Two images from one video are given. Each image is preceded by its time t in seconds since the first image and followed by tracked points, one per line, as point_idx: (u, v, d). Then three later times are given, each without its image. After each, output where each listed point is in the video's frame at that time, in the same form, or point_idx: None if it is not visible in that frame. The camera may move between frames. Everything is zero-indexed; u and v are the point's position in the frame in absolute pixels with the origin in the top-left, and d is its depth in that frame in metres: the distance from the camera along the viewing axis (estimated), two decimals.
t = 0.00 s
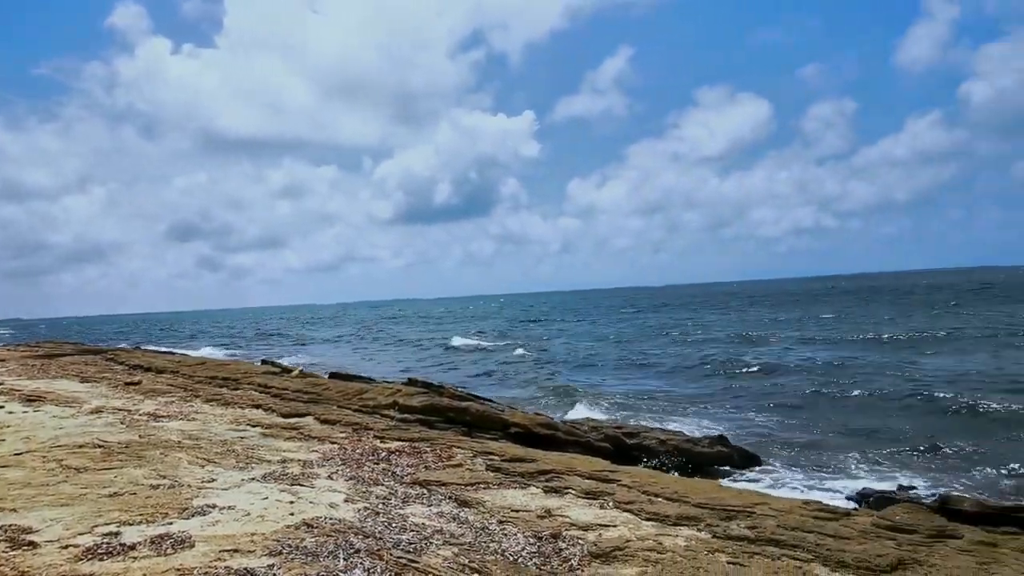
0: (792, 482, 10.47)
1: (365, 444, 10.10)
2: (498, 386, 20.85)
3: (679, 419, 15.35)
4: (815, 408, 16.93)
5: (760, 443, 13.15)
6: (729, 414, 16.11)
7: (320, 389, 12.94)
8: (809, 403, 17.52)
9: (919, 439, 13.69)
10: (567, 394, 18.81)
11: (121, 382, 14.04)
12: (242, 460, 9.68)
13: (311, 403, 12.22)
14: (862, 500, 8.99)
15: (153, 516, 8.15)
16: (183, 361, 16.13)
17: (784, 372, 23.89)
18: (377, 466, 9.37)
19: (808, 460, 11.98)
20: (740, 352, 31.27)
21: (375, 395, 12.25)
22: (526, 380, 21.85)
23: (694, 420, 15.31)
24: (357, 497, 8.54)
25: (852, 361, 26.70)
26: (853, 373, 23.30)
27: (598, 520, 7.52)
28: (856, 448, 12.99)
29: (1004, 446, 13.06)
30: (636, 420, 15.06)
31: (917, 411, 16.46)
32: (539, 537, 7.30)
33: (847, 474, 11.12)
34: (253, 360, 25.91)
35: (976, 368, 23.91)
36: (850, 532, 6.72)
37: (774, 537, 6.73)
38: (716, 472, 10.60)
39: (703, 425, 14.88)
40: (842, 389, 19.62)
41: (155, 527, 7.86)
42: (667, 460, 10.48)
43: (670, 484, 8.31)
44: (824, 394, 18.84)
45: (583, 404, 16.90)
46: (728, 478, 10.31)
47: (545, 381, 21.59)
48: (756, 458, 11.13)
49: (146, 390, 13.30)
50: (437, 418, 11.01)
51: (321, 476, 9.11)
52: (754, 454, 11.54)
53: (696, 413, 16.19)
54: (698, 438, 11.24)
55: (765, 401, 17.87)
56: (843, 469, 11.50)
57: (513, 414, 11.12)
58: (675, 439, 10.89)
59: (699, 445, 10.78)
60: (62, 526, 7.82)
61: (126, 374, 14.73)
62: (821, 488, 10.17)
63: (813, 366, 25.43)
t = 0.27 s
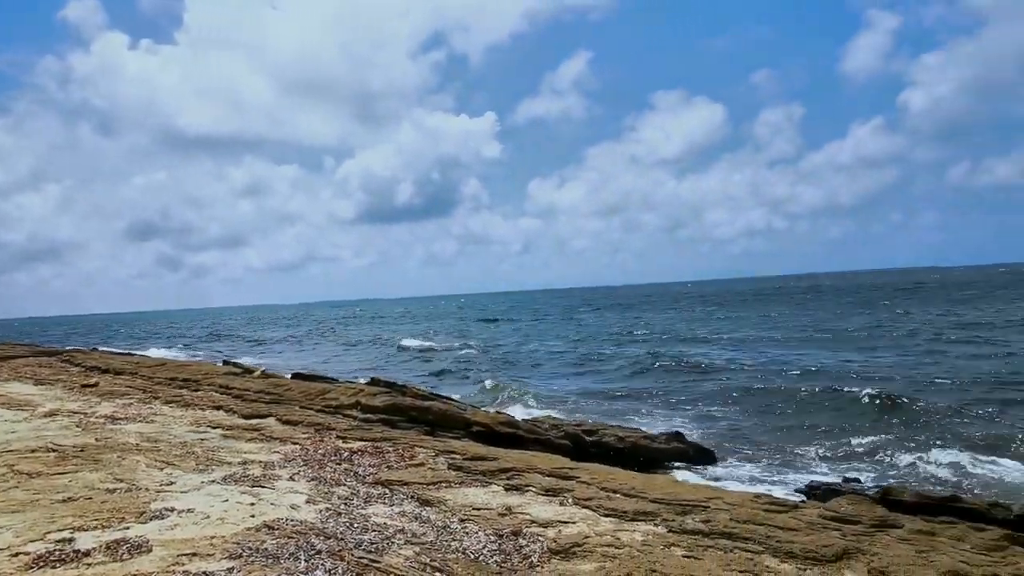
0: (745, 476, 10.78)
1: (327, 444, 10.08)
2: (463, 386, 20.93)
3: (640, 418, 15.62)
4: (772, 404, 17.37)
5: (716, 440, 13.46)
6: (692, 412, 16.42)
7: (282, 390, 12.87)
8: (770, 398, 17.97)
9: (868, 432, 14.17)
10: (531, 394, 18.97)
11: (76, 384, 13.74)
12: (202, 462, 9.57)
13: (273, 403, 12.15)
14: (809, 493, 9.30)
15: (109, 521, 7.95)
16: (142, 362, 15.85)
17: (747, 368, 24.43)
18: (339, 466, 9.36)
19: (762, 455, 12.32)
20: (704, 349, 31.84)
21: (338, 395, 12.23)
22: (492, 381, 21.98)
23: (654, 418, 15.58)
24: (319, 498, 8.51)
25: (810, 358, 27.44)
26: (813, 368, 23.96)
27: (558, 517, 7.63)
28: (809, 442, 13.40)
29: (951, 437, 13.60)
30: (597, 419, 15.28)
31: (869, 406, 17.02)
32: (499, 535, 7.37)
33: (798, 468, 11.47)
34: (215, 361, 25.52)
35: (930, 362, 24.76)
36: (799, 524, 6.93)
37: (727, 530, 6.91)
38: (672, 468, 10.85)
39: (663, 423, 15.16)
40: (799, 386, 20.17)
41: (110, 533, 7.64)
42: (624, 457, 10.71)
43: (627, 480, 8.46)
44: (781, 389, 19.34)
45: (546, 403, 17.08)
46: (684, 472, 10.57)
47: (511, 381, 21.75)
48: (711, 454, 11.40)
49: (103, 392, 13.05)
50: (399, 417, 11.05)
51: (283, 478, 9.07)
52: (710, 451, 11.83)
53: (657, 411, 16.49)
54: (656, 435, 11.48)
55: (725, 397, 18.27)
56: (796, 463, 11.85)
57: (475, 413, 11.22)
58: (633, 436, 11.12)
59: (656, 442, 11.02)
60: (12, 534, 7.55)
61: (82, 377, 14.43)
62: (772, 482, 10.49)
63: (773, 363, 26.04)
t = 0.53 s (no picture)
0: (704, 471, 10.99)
1: (291, 445, 10.03)
2: (431, 386, 20.94)
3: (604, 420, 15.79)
4: (734, 400, 17.72)
5: (677, 438, 13.69)
6: (659, 411, 16.63)
7: (246, 391, 12.76)
8: (734, 395, 18.30)
9: (824, 426, 14.54)
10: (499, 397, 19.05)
11: (32, 386, 13.42)
12: (164, 465, 9.44)
13: (237, 404, 12.04)
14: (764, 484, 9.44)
15: (65, 526, 7.71)
16: (102, 364, 15.54)
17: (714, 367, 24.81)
18: (304, 467, 9.32)
19: (721, 451, 12.57)
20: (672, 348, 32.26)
21: (303, 395, 12.18)
22: (460, 381, 22.02)
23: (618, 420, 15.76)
24: (283, 500, 8.45)
25: (774, 355, 28.02)
26: (779, 366, 24.41)
27: (521, 515, 7.69)
28: (766, 437, 13.70)
29: (902, 429, 14.04)
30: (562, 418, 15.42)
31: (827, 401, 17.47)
32: (463, 534, 7.41)
33: (758, 464, 11.68)
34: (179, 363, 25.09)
35: (891, 357, 25.39)
36: (753, 517, 7.10)
37: (685, 524, 7.05)
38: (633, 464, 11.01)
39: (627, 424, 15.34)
40: (760, 383, 20.59)
41: (65, 540, 7.40)
42: (587, 454, 10.85)
43: (589, 477, 8.57)
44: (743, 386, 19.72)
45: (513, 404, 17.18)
46: (646, 469, 10.70)
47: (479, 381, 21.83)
48: (671, 449, 11.56)
49: (61, 394, 12.77)
50: (364, 417, 11.04)
51: (246, 480, 8.99)
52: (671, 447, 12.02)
53: (621, 412, 16.69)
54: (618, 432, 11.64)
55: (689, 394, 18.56)
56: (755, 459, 12.08)
57: (440, 412, 11.27)
58: (595, 433, 11.27)
59: (617, 439, 11.18)
60: None
61: (39, 379, 14.09)
62: (730, 476, 10.71)
63: (738, 361, 26.52)
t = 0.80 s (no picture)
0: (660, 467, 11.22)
1: (251, 447, 9.96)
2: (396, 386, 20.89)
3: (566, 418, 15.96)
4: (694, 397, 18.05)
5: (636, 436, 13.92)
6: (622, 409, 16.88)
7: (206, 392, 12.61)
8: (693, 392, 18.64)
9: (778, 422, 14.93)
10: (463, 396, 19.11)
11: None
12: (120, 469, 9.27)
13: (195, 406, 11.89)
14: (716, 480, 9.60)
15: (13, 534, 7.48)
16: (55, 366, 15.16)
17: (677, 364, 25.20)
18: (264, 469, 9.25)
19: (678, 448, 12.83)
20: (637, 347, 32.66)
21: (264, 396, 12.09)
22: (425, 381, 22.01)
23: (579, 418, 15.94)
24: (242, 502, 8.37)
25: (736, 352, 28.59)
26: (740, 363, 24.90)
27: (481, 513, 7.76)
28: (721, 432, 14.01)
29: (851, 424, 14.50)
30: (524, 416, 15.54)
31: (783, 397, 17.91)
32: (424, 533, 7.44)
33: (713, 459, 11.97)
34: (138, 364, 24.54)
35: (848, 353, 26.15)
36: (705, 511, 7.28)
37: (640, 519, 7.19)
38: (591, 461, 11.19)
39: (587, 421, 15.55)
40: (720, 380, 21.02)
41: (14, 548, 7.17)
42: (546, 452, 11.00)
43: (548, 475, 8.69)
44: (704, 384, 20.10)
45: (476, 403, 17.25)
46: (603, 466, 10.90)
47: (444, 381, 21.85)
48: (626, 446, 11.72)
49: (11, 397, 12.43)
50: (326, 418, 11.02)
51: (205, 482, 8.90)
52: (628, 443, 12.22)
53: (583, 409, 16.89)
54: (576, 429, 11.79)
55: (650, 391, 18.84)
56: (711, 454, 12.36)
57: (402, 412, 11.30)
58: (554, 431, 11.41)
59: (575, 436, 11.33)
60: None
61: None
62: (685, 471, 10.95)
63: (700, 359, 26.99)
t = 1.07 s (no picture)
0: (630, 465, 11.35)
1: (222, 448, 9.89)
2: (370, 386, 20.80)
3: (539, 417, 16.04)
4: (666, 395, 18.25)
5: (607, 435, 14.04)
6: (595, 408, 17.00)
7: (176, 393, 12.48)
8: (666, 391, 18.86)
9: (747, 419, 15.17)
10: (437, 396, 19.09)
11: None
12: (87, 472, 9.14)
13: (165, 407, 11.76)
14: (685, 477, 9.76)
15: None
16: (20, 368, 14.86)
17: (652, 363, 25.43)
18: (235, 470, 9.20)
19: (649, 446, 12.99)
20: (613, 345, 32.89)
21: (235, 398, 12.00)
22: (400, 381, 21.95)
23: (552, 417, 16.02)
24: (213, 504, 8.31)
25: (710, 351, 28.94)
26: (713, 361, 25.22)
27: (452, 512, 7.80)
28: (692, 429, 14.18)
29: (817, 421, 14.79)
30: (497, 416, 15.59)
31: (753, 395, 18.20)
32: (396, 533, 7.46)
33: (682, 456, 12.17)
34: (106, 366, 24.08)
35: (817, 350, 26.71)
36: (672, 508, 7.40)
37: (609, 517, 7.29)
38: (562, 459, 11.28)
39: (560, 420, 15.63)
40: (692, 378, 21.27)
41: None
42: (518, 450, 11.08)
43: (519, 473, 8.75)
44: (676, 382, 20.32)
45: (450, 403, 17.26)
46: (574, 464, 11.01)
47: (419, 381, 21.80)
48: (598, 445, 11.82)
49: None
50: (298, 419, 10.98)
51: (175, 484, 8.81)
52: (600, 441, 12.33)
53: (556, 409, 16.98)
54: (548, 428, 11.87)
55: (623, 390, 19.00)
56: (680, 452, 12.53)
57: (374, 412, 11.31)
58: (526, 430, 11.48)
59: (547, 435, 11.41)
60: None
61: None
62: (654, 468, 11.10)
63: (675, 357, 27.27)
